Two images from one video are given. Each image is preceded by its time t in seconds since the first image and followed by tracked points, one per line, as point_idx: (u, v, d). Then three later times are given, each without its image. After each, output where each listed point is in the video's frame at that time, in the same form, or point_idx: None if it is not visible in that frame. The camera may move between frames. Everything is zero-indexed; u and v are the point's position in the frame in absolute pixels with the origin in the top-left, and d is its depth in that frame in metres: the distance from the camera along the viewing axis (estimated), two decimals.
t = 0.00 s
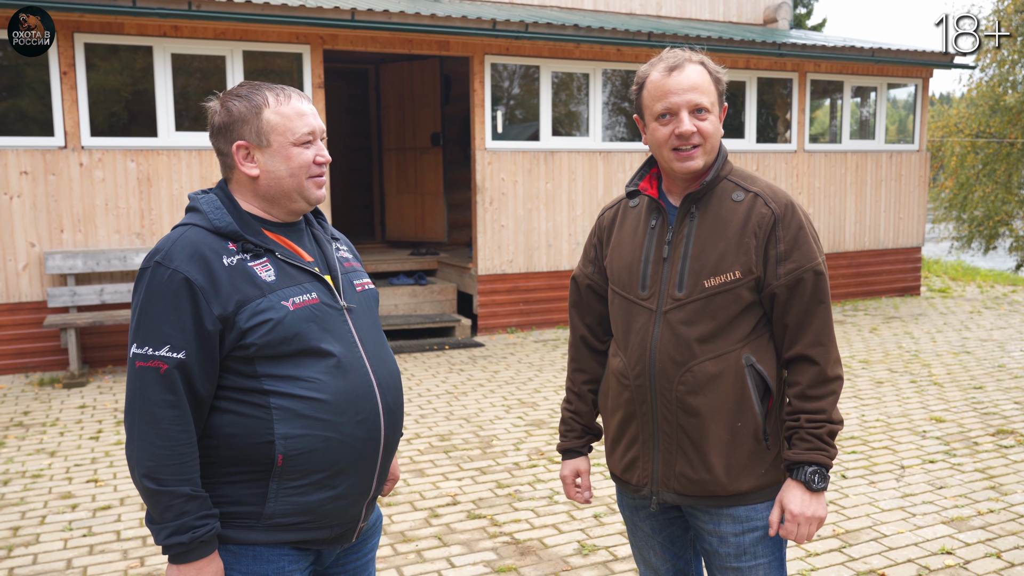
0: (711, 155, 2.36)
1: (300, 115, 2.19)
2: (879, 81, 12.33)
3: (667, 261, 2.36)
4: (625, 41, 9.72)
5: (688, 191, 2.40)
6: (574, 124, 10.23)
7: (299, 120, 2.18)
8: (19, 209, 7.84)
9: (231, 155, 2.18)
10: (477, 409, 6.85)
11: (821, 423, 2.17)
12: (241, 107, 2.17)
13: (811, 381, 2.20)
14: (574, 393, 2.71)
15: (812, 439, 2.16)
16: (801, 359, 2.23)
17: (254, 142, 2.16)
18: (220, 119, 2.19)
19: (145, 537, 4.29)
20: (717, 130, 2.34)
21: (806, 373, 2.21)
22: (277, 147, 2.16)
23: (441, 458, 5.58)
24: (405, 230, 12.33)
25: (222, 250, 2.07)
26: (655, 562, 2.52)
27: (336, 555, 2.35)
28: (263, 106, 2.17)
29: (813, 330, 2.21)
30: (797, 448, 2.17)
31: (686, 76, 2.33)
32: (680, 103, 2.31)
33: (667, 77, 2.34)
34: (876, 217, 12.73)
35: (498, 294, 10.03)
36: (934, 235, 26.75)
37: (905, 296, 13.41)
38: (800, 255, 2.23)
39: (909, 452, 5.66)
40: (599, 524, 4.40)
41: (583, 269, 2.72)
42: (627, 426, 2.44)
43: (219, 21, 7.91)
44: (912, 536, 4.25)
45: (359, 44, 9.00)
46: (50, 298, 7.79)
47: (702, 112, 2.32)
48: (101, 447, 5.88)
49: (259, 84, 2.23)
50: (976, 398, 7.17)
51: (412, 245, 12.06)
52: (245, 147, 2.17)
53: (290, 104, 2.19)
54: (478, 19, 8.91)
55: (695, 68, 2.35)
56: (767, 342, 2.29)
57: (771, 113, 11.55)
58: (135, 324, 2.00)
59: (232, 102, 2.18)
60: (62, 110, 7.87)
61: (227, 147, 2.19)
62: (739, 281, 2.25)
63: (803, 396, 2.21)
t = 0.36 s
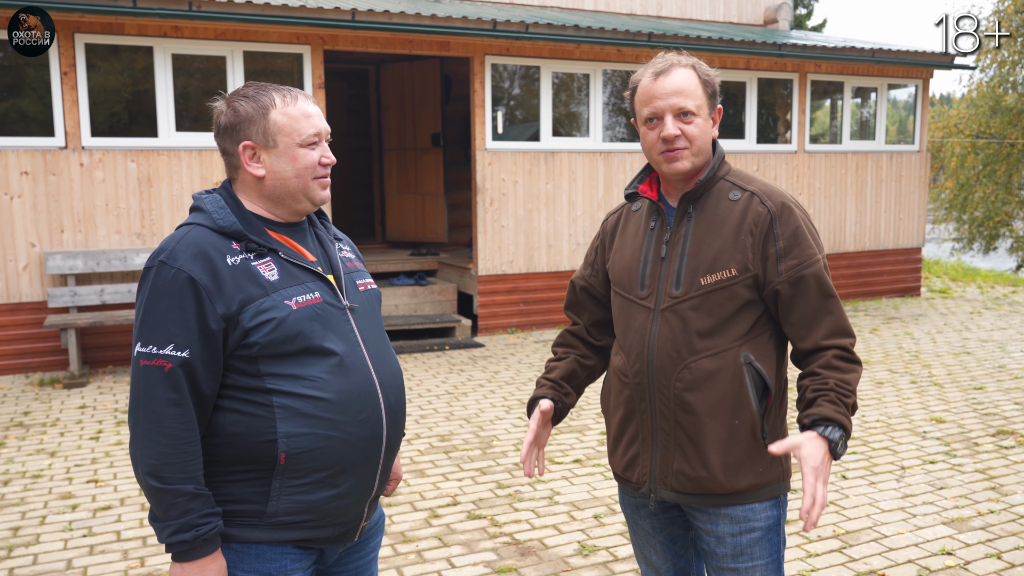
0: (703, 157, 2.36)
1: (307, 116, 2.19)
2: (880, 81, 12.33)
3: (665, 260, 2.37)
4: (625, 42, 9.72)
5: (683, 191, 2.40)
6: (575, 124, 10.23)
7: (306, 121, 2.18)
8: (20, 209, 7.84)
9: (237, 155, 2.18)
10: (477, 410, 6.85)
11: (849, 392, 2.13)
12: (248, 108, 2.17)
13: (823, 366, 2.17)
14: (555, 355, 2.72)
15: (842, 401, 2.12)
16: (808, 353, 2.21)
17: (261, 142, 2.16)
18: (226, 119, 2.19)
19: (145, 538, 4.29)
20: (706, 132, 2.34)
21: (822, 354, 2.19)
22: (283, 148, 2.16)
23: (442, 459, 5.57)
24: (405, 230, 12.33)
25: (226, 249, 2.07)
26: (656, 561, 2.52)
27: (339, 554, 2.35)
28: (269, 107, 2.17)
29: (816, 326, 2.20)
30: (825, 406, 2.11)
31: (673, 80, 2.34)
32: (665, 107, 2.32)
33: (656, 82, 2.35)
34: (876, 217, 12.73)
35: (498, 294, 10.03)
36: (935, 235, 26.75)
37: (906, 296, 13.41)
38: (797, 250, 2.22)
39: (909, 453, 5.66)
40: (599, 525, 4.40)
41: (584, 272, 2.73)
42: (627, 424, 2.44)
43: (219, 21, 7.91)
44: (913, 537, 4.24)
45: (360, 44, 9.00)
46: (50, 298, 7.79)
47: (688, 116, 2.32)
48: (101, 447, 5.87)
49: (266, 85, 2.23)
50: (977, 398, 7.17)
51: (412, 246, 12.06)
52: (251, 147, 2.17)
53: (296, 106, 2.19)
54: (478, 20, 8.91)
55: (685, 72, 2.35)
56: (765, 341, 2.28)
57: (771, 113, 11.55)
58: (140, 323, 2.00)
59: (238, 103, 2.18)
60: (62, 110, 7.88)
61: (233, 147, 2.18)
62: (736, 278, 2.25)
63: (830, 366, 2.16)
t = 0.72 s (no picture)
0: (705, 156, 2.35)
1: (305, 114, 2.19)
2: (882, 81, 12.32)
3: (669, 259, 2.37)
4: (627, 42, 9.72)
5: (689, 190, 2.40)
6: (576, 125, 10.23)
7: (304, 119, 2.18)
8: (22, 210, 7.85)
9: (237, 155, 2.18)
10: (479, 410, 6.85)
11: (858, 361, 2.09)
12: (246, 108, 2.17)
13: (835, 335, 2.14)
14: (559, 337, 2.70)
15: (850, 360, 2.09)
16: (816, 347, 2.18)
17: (260, 141, 2.16)
18: (225, 120, 2.19)
19: (147, 538, 4.29)
20: (707, 130, 2.34)
21: (831, 328, 2.16)
22: (282, 146, 2.16)
23: (443, 459, 5.57)
24: (407, 230, 12.32)
25: (228, 250, 2.07)
26: (660, 561, 2.52)
27: (342, 553, 2.35)
28: (267, 106, 2.17)
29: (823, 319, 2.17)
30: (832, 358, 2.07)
31: (674, 79, 2.34)
32: (667, 106, 2.33)
33: (658, 82, 2.37)
34: (878, 218, 12.72)
35: (500, 295, 10.03)
36: (937, 235, 26.74)
37: (908, 296, 13.40)
38: (802, 247, 2.21)
39: (912, 453, 5.65)
40: (601, 526, 4.39)
41: (590, 272, 2.73)
42: (631, 423, 2.44)
43: (220, 21, 7.91)
44: (915, 537, 4.23)
45: (361, 44, 9.00)
46: (53, 299, 7.79)
47: (689, 114, 2.32)
48: (103, 448, 5.88)
49: (262, 85, 2.23)
50: (979, 399, 7.16)
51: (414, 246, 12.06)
52: (251, 146, 2.17)
53: (293, 104, 2.19)
54: (480, 20, 8.91)
55: (687, 71, 2.36)
56: (770, 340, 2.28)
57: (773, 113, 11.54)
58: (143, 324, 2.00)
59: (236, 104, 2.19)
60: (64, 111, 7.88)
61: (233, 148, 2.19)
62: (740, 276, 2.25)
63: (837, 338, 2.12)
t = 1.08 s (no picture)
0: (706, 152, 2.35)
1: (299, 110, 2.19)
2: (880, 80, 12.32)
3: (668, 258, 2.37)
4: (625, 41, 9.72)
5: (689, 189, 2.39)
6: (575, 123, 10.23)
7: (298, 115, 2.18)
8: (20, 208, 7.84)
9: (231, 153, 2.18)
10: (478, 409, 6.85)
11: (827, 424, 2.17)
12: (240, 105, 2.17)
13: (816, 380, 2.18)
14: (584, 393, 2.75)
15: (824, 442, 2.17)
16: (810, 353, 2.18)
17: (254, 138, 2.16)
18: (220, 118, 2.19)
19: (145, 537, 4.29)
20: (707, 127, 2.33)
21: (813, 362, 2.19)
22: (277, 143, 2.16)
23: (442, 457, 5.57)
24: (405, 229, 12.31)
25: (225, 248, 2.07)
26: (658, 557, 2.52)
27: (337, 551, 2.35)
28: (262, 103, 2.17)
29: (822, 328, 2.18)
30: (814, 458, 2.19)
31: (674, 75, 2.35)
32: (666, 101, 2.34)
33: (658, 78, 2.37)
34: (877, 216, 12.72)
35: (498, 293, 10.03)
36: (935, 233, 26.74)
37: (906, 295, 13.41)
38: (800, 252, 2.20)
39: (910, 451, 5.66)
40: (600, 524, 4.39)
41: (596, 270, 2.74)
42: (629, 421, 2.44)
43: (218, 19, 7.90)
44: (913, 536, 4.24)
45: (360, 42, 9.00)
46: (51, 297, 7.78)
47: (689, 110, 2.33)
48: (101, 446, 5.87)
49: (257, 82, 2.23)
50: (977, 397, 7.17)
51: (413, 245, 12.05)
52: (246, 144, 2.17)
53: (287, 100, 2.19)
54: (478, 18, 8.91)
55: (686, 67, 2.36)
56: (767, 342, 2.27)
57: (771, 112, 11.54)
58: (140, 322, 2.00)
59: (230, 101, 2.18)
60: (62, 110, 7.88)
61: (227, 145, 2.19)
62: (737, 278, 2.24)
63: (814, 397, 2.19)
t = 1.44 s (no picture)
0: (708, 150, 2.35)
1: (300, 109, 2.18)
2: (881, 78, 12.33)
3: (671, 258, 2.36)
4: (625, 39, 9.72)
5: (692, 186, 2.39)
6: (575, 122, 10.22)
7: (299, 114, 2.17)
8: (19, 207, 7.83)
9: (231, 149, 2.18)
10: (477, 407, 6.85)
11: (829, 423, 2.20)
12: (242, 102, 2.16)
13: (823, 379, 2.21)
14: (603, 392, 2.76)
15: (823, 441, 2.20)
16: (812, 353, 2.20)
17: (254, 136, 2.15)
18: (220, 114, 2.19)
19: (145, 535, 4.29)
20: (710, 125, 2.33)
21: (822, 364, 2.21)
22: (277, 141, 2.15)
23: (441, 456, 5.57)
24: (405, 228, 12.29)
25: (226, 245, 2.07)
26: (659, 557, 2.52)
27: (335, 551, 2.34)
28: (263, 101, 2.16)
29: (827, 329, 2.20)
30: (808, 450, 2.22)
31: (677, 72, 2.34)
32: (669, 99, 2.33)
33: (660, 75, 2.36)
34: (876, 215, 12.72)
35: (498, 292, 10.03)
36: (935, 232, 26.73)
37: (906, 293, 13.41)
38: (805, 250, 2.21)
39: (910, 450, 5.66)
40: (599, 523, 4.39)
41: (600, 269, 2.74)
42: (631, 421, 2.43)
43: (218, 18, 7.91)
44: (913, 534, 4.24)
45: (360, 41, 8.99)
46: (50, 296, 7.77)
47: (692, 108, 2.32)
48: (101, 445, 5.87)
49: (259, 80, 2.22)
50: (977, 396, 7.17)
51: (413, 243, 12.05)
52: (246, 141, 2.16)
53: (289, 99, 2.18)
54: (478, 17, 8.91)
55: (688, 65, 2.36)
56: (771, 340, 2.27)
57: (771, 111, 11.54)
58: (139, 320, 2.00)
59: (232, 97, 2.18)
60: (62, 108, 7.87)
61: (227, 142, 2.18)
62: (741, 278, 2.24)
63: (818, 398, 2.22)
